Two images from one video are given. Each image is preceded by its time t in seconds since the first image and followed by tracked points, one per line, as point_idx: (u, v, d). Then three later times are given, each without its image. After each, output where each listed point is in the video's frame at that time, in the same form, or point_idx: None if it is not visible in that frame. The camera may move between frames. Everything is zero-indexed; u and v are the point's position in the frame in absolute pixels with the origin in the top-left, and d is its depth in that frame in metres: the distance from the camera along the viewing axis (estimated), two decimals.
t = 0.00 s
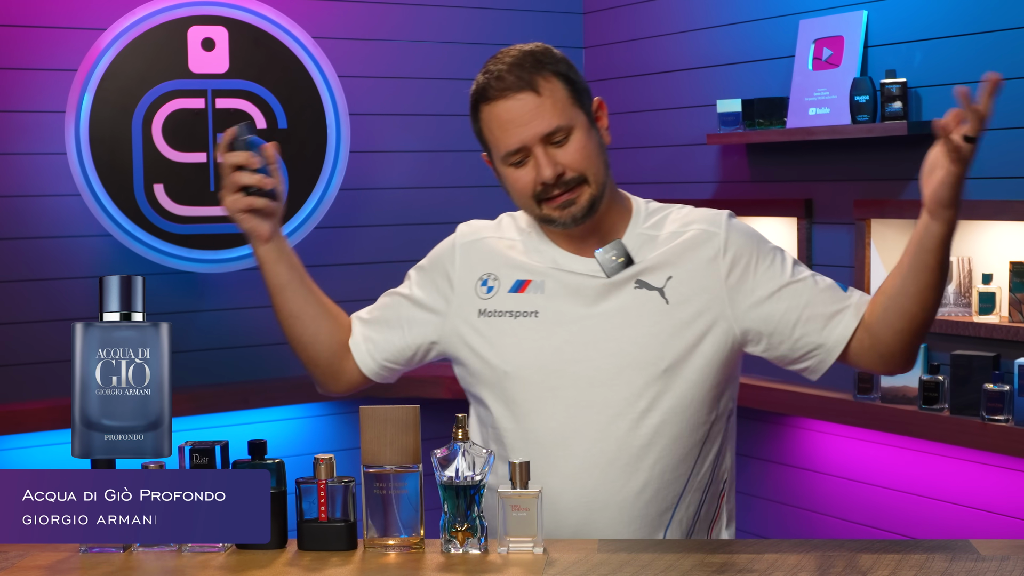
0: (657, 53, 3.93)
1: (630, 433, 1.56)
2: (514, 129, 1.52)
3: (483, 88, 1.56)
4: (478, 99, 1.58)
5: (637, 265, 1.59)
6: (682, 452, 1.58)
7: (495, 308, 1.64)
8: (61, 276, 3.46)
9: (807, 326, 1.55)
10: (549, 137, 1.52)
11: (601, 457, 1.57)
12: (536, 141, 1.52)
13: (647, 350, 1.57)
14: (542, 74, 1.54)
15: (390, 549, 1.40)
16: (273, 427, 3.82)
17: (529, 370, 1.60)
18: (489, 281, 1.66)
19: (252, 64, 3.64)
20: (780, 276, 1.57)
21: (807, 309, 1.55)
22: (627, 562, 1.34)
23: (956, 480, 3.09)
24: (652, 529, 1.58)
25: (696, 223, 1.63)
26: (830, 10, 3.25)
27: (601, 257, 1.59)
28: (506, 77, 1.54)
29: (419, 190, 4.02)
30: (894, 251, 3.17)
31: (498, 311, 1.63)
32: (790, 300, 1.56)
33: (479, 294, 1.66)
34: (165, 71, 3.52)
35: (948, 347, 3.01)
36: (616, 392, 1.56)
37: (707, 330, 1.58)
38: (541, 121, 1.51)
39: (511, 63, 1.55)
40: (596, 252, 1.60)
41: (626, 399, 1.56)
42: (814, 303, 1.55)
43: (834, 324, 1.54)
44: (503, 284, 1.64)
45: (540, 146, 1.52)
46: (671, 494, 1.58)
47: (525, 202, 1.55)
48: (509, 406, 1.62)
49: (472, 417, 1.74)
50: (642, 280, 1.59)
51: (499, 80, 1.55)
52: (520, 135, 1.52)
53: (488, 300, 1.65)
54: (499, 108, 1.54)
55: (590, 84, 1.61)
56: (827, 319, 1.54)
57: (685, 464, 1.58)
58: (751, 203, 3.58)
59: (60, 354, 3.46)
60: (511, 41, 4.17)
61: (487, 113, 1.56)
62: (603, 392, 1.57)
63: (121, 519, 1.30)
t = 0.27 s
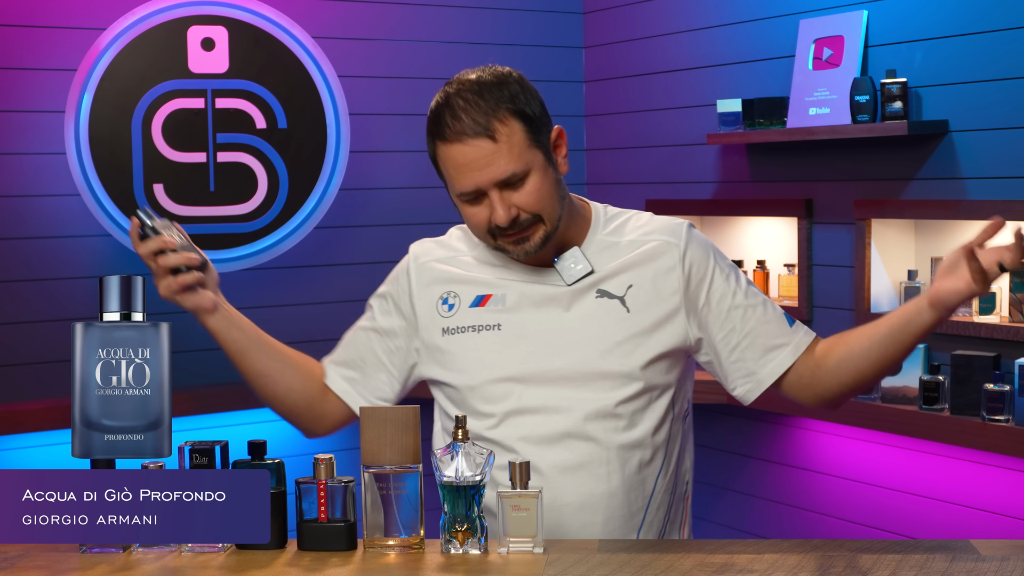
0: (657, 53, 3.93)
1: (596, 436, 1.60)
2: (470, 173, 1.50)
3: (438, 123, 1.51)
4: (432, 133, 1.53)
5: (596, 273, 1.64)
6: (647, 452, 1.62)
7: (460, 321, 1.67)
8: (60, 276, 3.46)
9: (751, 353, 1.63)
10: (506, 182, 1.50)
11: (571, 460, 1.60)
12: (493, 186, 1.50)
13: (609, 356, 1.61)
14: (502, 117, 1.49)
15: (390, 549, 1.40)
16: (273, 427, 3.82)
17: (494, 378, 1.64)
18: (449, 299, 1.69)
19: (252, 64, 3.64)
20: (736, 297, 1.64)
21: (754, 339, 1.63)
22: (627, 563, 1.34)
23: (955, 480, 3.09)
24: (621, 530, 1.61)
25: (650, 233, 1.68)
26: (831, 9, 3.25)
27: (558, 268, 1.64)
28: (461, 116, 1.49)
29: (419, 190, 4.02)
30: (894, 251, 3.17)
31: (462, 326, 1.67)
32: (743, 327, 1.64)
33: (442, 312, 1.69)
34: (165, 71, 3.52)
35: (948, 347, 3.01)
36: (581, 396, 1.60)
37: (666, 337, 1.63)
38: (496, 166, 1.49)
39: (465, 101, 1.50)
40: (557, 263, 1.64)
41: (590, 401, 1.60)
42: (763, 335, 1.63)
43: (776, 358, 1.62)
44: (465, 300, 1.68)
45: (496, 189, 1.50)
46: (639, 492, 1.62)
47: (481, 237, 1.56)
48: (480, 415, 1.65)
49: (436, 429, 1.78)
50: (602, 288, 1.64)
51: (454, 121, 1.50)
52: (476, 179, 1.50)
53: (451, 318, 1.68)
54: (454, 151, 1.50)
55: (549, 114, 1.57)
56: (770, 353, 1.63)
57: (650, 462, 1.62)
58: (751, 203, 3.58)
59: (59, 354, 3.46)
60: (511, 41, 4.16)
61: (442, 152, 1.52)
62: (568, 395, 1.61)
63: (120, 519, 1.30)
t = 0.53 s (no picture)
0: (657, 53, 3.93)
1: (569, 431, 1.66)
2: (473, 124, 1.63)
3: (454, 75, 1.66)
4: (444, 86, 1.67)
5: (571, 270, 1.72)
6: (618, 449, 1.69)
7: (438, 309, 1.75)
8: (60, 276, 3.46)
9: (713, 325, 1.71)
10: (504, 138, 1.63)
11: (543, 454, 1.66)
12: (491, 139, 1.63)
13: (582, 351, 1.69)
14: (512, 78, 1.64)
15: (390, 549, 1.40)
16: (273, 427, 3.82)
17: (471, 371, 1.70)
18: (430, 284, 1.77)
19: (252, 64, 3.64)
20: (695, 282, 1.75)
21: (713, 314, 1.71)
22: (627, 562, 1.34)
23: (954, 480, 3.10)
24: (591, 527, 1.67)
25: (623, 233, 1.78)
26: (831, 9, 3.25)
27: (540, 260, 1.71)
28: (478, 70, 1.64)
29: (419, 190, 4.02)
30: (894, 251, 3.17)
31: (438, 315, 1.74)
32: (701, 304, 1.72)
33: (423, 297, 1.76)
34: (165, 71, 3.52)
35: (948, 347, 3.01)
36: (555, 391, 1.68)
37: (634, 331, 1.72)
38: (501, 123, 1.63)
39: (485, 59, 1.65)
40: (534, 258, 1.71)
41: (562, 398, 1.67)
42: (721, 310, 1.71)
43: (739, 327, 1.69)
44: (443, 287, 1.76)
45: (493, 144, 1.63)
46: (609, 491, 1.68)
47: (466, 195, 1.66)
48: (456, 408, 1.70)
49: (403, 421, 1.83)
50: (576, 285, 1.72)
51: (472, 73, 1.64)
52: (476, 130, 1.63)
53: (430, 305, 1.75)
54: (463, 97, 1.64)
55: (555, 104, 1.73)
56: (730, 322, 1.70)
57: (621, 460, 1.69)
58: (751, 203, 3.58)
59: (59, 354, 3.46)
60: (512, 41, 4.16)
61: (450, 100, 1.65)
62: (542, 392, 1.68)
63: (120, 519, 1.30)
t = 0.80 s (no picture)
0: (657, 53, 3.93)
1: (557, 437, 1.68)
2: (480, 116, 1.62)
3: (466, 66, 1.65)
4: (455, 76, 1.66)
5: (565, 276, 1.74)
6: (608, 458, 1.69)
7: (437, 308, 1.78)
8: (60, 276, 3.46)
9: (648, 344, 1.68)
10: (511, 133, 1.63)
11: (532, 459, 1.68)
12: (498, 134, 1.62)
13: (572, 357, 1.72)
14: (525, 73, 1.63)
15: (391, 549, 1.40)
16: (273, 427, 3.82)
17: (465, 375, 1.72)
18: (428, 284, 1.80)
19: (252, 64, 3.64)
20: (663, 298, 1.72)
21: (656, 334, 1.68)
22: (627, 562, 1.34)
23: (954, 479, 3.10)
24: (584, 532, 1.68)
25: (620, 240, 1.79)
26: (831, 9, 3.25)
27: (530, 267, 1.73)
28: (490, 62, 1.63)
29: (419, 190, 4.02)
30: (893, 251, 3.17)
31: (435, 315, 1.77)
32: (650, 320, 1.69)
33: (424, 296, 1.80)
34: (165, 71, 3.52)
35: (948, 347, 3.01)
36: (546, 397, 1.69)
37: (622, 337, 1.74)
38: (509, 117, 1.62)
39: (497, 52, 1.64)
40: (528, 263, 1.74)
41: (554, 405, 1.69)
42: (663, 333, 1.67)
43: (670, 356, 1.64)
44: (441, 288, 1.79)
45: (499, 138, 1.62)
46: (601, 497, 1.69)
47: (467, 189, 1.66)
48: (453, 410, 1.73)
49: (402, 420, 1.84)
50: (570, 291, 1.74)
51: (483, 64, 1.63)
52: (484, 123, 1.62)
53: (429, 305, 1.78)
54: (473, 89, 1.63)
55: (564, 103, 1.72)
56: (660, 347, 1.66)
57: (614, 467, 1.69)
58: (751, 202, 3.57)
59: (59, 355, 3.46)
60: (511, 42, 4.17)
61: (460, 91, 1.64)
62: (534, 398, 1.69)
63: (120, 519, 1.30)
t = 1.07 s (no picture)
0: (657, 54, 3.94)
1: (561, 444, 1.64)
2: (520, 113, 1.56)
3: (512, 59, 1.59)
4: (500, 67, 1.60)
5: (585, 283, 1.67)
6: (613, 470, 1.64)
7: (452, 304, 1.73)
8: (60, 276, 3.46)
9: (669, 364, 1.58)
10: (549, 136, 1.57)
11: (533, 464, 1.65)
12: (535, 134, 1.57)
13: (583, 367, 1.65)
14: (572, 75, 1.58)
15: (390, 549, 1.40)
16: (273, 427, 3.82)
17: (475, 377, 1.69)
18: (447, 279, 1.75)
19: (252, 63, 3.64)
20: (686, 315, 1.62)
21: (677, 354, 1.57)
22: (628, 563, 1.34)
23: (954, 480, 3.10)
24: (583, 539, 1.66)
25: (649, 250, 1.70)
26: (831, 9, 3.25)
27: (553, 272, 1.67)
28: (539, 58, 1.57)
29: (419, 190, 4.02)
30: (893, 251, 3.17)
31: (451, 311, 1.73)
32: (672, 339, 1.59)
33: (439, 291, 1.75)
34: (165, 71, 3.52)
35: (948, 347, 3.00)
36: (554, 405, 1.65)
37: (641, 351, 1.65)
38: (550, 118, 1.56)
39: (547, 50, 1.58)
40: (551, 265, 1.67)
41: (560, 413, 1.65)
42: (684, 354, 1.57)
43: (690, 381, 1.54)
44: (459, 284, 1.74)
45: (536, 139, 1.57)
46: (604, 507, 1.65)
47: (496, 185, 1.61)
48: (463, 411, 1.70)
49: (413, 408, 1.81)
50: (589, 299, 1.67)
51: (531, 61, 1.57)
52: (522, 121, 1.56)
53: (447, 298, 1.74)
54: (516, 84, 1.57)
55: (607, 109, 1.67)
56: (681, 369, 1.55)
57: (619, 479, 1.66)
58: (751, 202, 3.57)
59: (59, 355, 3.46)
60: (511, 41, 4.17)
61: (503, 83, 1.58)
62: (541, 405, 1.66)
63: (120, 519, 1.30)
